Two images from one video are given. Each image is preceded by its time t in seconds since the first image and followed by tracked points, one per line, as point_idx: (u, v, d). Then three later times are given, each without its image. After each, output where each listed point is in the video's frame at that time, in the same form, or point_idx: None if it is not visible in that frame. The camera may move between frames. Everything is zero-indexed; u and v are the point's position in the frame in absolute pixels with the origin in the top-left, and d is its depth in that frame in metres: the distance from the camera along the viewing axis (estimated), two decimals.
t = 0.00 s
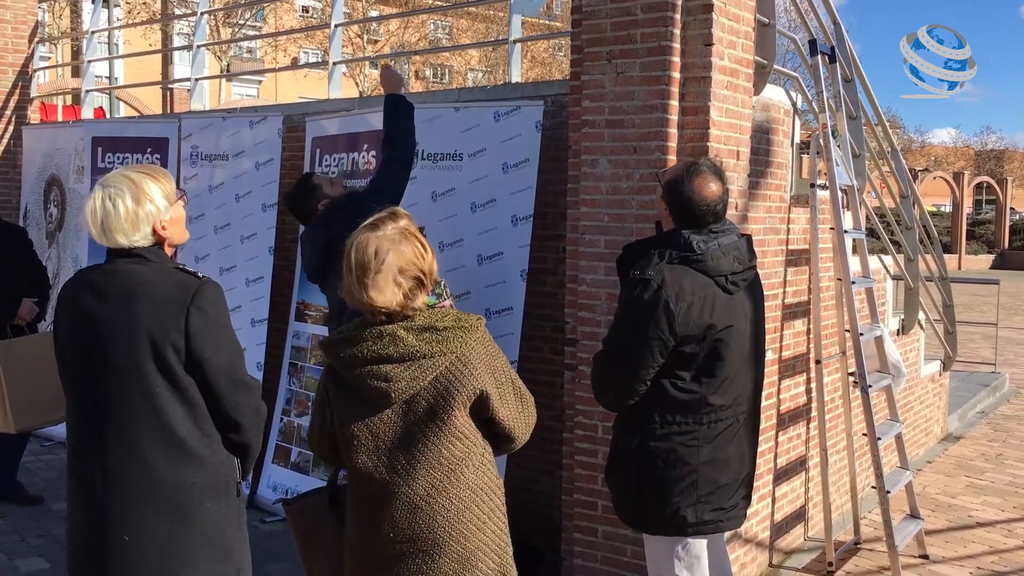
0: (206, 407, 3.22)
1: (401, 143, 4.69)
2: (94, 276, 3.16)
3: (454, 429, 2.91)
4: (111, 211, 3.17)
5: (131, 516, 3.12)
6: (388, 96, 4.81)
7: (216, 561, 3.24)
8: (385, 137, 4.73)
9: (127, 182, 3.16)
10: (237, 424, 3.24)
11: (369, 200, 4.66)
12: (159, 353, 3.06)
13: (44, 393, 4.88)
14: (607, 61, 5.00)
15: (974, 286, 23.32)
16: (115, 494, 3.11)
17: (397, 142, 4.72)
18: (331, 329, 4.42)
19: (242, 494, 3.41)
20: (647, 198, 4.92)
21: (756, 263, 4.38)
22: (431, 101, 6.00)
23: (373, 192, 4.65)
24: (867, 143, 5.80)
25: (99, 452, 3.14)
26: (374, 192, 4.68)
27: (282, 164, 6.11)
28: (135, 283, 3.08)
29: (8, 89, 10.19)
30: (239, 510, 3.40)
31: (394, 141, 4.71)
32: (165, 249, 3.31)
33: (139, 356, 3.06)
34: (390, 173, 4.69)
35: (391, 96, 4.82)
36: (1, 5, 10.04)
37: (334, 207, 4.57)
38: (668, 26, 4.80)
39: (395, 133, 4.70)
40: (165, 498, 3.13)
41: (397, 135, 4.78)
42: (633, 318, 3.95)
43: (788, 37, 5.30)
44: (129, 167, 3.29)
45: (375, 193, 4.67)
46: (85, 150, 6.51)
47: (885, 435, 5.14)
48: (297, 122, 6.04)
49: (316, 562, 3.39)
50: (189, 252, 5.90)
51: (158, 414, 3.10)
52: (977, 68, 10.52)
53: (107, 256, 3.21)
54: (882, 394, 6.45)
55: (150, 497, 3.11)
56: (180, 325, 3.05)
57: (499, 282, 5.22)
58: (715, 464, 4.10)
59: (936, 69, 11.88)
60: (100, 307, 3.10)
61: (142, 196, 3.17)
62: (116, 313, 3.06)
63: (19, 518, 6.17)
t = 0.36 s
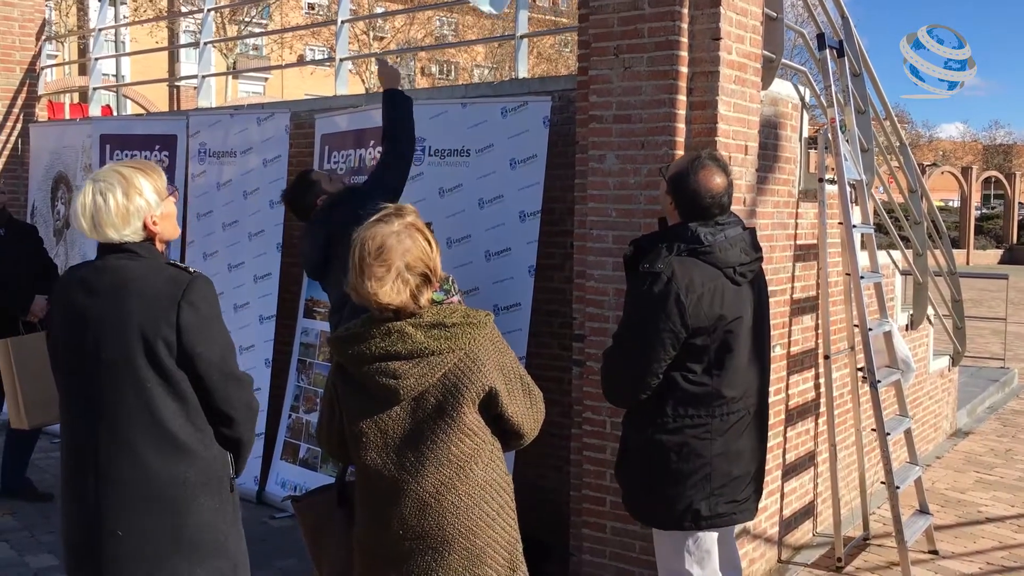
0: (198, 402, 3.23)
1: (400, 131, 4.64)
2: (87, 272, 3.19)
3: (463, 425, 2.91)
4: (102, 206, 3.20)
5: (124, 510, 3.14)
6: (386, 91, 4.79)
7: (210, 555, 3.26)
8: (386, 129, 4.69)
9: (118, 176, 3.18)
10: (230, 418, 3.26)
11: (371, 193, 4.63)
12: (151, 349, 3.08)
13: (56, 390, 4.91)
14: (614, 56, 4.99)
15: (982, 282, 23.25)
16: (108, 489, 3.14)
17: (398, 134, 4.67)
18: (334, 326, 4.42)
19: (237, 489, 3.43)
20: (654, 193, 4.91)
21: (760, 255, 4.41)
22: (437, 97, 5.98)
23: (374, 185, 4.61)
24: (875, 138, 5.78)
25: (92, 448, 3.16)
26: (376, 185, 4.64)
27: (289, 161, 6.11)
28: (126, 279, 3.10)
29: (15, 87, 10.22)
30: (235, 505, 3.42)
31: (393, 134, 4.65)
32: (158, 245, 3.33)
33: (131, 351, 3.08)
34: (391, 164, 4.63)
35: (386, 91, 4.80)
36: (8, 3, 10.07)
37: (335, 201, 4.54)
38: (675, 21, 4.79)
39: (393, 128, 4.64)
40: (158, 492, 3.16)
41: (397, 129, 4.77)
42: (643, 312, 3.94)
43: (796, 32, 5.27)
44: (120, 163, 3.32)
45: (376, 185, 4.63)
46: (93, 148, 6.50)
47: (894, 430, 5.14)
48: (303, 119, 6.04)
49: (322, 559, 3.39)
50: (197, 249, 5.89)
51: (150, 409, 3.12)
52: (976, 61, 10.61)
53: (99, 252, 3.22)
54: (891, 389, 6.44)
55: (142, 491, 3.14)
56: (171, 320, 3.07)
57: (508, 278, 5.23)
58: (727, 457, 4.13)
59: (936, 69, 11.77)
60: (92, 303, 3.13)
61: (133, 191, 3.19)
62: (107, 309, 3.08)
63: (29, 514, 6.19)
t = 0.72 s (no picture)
0: (198, 420, 3.24)
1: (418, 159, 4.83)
2: (87, 290, 3.21)
3: (471, 441, 2.90)
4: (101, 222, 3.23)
5: (122, 528, 3.14)
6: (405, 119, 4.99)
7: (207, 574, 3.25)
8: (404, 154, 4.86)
9: (117, 194, 3.22)
10: (229, 436, 3.26)
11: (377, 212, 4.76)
12: (150, 366, 3.09)
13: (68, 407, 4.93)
14: (619, 72, 5.01)
15: (988, 297, 23.18)
16: (106, 506, 3.14)
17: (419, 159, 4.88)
18: (338, 342, 4.42)
19: (236, 506, 3.43)
20: (661, 207, 4.92)
21: (769, 269, 4.42)
22: (443, 114, 6.00)
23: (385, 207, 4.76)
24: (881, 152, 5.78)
25: (91, 465, 3.17)
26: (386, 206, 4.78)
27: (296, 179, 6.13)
28: (125, 297, 3.13)
29: (24, 107, 10.29)
30: (234, 523, 3.42)
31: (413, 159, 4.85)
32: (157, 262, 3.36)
33: (130, 368, 3.09)
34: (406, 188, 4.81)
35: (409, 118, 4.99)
36: (17, 24, 10.17)
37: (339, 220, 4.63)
38: (680, 36, 4.82)
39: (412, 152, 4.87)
40: (156, 510, 3.16)
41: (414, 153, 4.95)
42: (652, 325, 3.95)
43: (800, 46, 5.28)
44: (119, 183, 3.37)
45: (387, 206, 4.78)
46: (101, 167, 6.53)
47: (903, 444, 5.12)
48: (310, 137, 6.07)
49: None
50: (205, 266, 5.90)
51: (149, 426, 3.13)
52: (963, 64, 9.89)
53: (99, 270, 3.25)
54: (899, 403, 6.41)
55: (141, 508, 3.14)
56: (170, 338, 3.08)
57: (514, 293, 5.24)
58: (736, 471, 4.12)
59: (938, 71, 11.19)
60: (92, 321, 3.15)
61: (132, 208, 3.23)
62: (107, 326, 3.10)
63: (36, 533, 6.18)
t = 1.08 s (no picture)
0: (188, 480, 3.21)
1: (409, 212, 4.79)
2: (79, 349, 3.19)
3: (461, 501, 2.88)
4: (93, 282, 3.21)
5: None
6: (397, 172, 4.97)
7: None
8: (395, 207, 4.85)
9: (110, 254, 3.21)
10: (219, 496, 3.23)
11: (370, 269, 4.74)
12: (141, 426, 3.07)
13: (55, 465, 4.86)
14: (609, 130, 5.08)
15: (976, 350, 23.28)
16: (94, 568, 3.10)
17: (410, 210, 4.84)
18: (329, 398, 4.41)
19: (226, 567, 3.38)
20: (651, 263, 4.96)
21: (762, 326, 4.43)
22: (434, 170, 6.06)
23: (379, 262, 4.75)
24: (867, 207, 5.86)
25: (81, 527, 3.13)
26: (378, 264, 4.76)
27: (288, 234, 6.17)
28: (117, 357, 3.11)
29: (18, 164, 10.34)
30: None
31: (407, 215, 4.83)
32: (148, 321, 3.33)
33: (121, 429, 3.07)
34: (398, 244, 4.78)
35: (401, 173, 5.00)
36: (13, 83, 10.27)
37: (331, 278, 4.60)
38: (668, 96, 4.90)
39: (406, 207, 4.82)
40: (145, 572, 3.11)
41: (406, 206, 4.92)
42: (646, 381, 3.95)
43: (787, 105, 5.36)
44: (110, 243, 3.35)
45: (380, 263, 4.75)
46: (94, 223, 6.55)
47: (896, 500, 5.09)
48: (302, 193, 6.11)
49: None
50: (197, 322, 5.88)
51: (139, 487, 3.09)
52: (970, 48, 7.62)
53: (91, 330, 3.23)
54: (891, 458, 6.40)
55: (129, 571, 3.10)
56: (160, 398, 3.06)
57: (506, 349, 5.24)
58: (731, 529, 4.09)
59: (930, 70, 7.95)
60: (83, 381, 3.13)
61: (125, 267, 3.22)
62: (98, 387, 3.08)
63: None
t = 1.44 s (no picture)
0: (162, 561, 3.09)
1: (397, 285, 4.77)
2: (54, 426, 3.11)
3: None
4: (69, 359, 3.11)
5: None
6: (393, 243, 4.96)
7: None
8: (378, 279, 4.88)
9: (89, 332, 3.13)
10: None
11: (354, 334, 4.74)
12: (113, 506, 2.97)
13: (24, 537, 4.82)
14: (588, 203, 5.15)
15: (956, 411, 23.40)
16: None
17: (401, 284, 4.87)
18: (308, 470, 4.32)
19: None
20: (630, 334, 4.98)
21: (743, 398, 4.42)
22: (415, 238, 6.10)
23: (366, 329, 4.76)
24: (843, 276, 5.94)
25: None
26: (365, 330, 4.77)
27: (269, 301, 6.17)
28: (90, 435, 3.02)
29: None
30: None
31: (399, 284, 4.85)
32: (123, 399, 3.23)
33: (93, 509, 2.98)
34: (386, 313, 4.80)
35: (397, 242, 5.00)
36: None
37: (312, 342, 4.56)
38: (646, 170, 4.97)
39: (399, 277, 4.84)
40: None
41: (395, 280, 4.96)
42: (626, 456, 3.93)
43: (762, 178, 5.46)
44: (88, 318, 3.27)
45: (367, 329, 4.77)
46: (73, 289, 6.54)
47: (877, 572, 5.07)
48: (282, 260, 6.13)
49: None
50: (174, 389, 5.84)
51: (110, 570, 2.98)
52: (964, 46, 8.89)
53: (65, 408, 3.14)
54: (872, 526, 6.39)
55: None
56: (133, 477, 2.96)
57: (485, 419, 5.22)
58: None
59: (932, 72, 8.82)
60: (56, 458, 3.05)
61: (103, 347, 3.13)
62: (71, 465, 3.00)
63: None
